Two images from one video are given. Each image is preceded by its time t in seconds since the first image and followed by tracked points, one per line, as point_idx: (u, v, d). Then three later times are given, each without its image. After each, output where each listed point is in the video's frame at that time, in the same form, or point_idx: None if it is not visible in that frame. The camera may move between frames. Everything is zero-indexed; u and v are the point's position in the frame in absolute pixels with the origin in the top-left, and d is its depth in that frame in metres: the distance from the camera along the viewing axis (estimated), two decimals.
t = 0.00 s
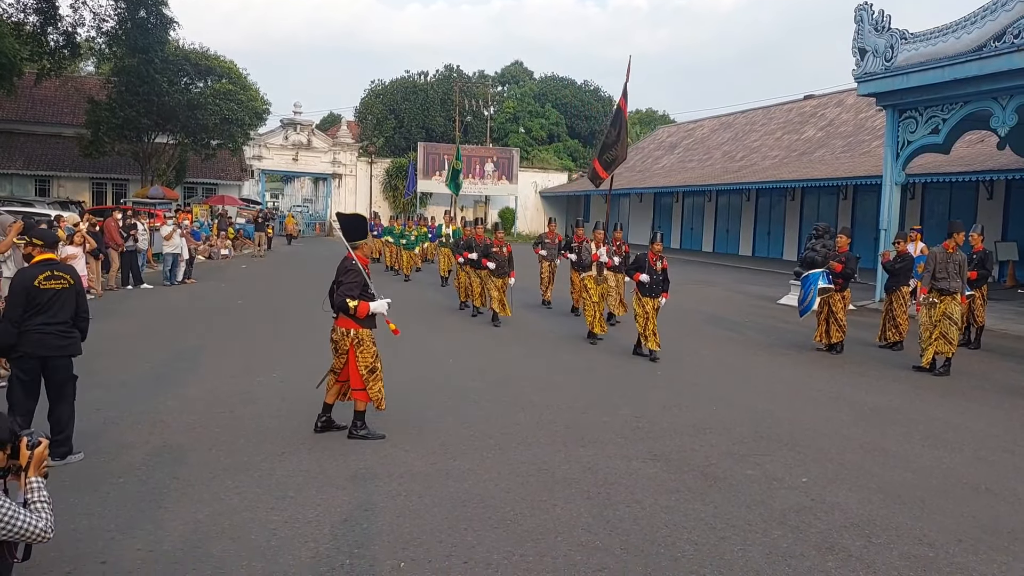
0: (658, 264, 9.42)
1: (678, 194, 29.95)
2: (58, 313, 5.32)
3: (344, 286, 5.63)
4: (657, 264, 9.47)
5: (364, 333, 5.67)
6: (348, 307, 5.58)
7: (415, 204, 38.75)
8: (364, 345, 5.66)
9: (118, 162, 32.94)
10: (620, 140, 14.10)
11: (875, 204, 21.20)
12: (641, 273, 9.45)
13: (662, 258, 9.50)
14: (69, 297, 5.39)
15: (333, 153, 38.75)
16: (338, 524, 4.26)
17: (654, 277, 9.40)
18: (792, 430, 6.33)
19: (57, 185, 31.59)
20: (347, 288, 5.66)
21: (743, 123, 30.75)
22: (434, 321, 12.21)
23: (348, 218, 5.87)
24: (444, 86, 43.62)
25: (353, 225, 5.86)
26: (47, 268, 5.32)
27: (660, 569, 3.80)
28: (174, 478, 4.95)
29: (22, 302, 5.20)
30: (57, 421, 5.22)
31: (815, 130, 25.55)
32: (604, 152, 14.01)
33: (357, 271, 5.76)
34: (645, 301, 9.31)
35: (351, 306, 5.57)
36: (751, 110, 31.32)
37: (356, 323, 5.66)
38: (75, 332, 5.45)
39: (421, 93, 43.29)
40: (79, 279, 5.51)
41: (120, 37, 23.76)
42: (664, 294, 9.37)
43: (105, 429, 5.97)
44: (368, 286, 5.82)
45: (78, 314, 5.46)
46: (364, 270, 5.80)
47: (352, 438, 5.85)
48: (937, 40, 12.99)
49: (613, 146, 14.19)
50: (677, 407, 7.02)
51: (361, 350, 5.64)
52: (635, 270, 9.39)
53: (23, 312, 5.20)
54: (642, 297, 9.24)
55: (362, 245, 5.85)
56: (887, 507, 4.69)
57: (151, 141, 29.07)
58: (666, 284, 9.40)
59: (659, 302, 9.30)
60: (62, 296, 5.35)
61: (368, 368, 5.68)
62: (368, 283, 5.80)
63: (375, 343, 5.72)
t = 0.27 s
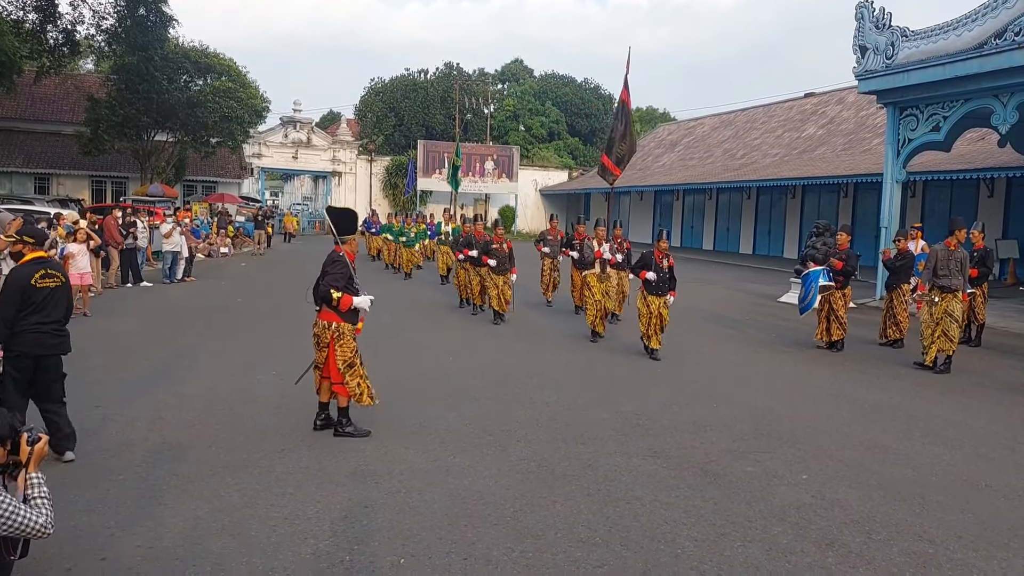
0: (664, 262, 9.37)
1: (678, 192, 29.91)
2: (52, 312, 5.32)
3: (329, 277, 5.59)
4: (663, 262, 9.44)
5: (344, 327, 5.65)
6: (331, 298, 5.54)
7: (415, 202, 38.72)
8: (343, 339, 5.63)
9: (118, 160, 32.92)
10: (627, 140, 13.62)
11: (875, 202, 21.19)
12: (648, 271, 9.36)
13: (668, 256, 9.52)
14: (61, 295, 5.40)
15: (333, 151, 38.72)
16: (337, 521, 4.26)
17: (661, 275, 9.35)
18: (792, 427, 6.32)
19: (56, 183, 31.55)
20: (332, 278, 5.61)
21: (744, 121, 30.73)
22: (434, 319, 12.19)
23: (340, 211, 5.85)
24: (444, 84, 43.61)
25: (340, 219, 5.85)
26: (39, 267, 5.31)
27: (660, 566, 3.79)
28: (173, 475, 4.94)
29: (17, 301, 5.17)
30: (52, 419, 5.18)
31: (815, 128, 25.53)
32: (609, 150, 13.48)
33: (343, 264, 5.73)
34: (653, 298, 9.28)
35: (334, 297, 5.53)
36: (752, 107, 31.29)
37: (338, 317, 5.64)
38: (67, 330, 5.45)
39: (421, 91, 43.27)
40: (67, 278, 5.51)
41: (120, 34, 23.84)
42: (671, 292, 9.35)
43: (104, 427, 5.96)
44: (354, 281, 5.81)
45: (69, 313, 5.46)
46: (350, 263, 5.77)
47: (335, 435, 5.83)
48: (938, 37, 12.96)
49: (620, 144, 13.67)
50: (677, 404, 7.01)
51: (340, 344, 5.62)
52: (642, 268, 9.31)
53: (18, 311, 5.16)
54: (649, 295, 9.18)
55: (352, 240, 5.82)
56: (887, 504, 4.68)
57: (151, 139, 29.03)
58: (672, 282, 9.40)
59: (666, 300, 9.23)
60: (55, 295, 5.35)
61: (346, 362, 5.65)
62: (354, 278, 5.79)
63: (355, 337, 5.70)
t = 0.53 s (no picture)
0: (669, 259, 9.11)
1: (678, 191, 29.91)
2: (64, 309, 5.38)
3: (322, 276, 5.62)
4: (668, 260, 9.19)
5: (338, 326, 5.68)
6: (327, 296, 5.57)
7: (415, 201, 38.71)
8: (336, 338, 5.66)
9: (118, 158, 32.89)
10: (635, 137, 13.22)
11: (875, 201, 21.20)
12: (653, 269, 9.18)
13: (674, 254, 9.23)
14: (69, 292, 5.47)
15: (333, 149, 38.73)
16: (337, 517, 4.27)
17: (665, 273, 9.13)
18: (792, 424, 6.33)
19: (57, 181, 31.54)
20: (325, 277, 5.64)
21: (744, 119, 30.72)
22: (434, 317, 12.20)
23: (328, 208, 5.86)
24: (444, 83, 43.62)
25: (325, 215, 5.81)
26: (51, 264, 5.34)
27: (659, 562, 3.80)
28: (174, 472, 4.95)
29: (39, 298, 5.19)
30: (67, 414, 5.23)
31: (816, 127, 25.52)
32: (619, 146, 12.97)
33: (334, 262, 5.74)
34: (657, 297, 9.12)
35: (330, 296, 5.56)
36: (752, 106, 31.29)
37: (332, 315, 5.67)
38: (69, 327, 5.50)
39: (421, 89, 43.27)
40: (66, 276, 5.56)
41: (120, 32, 23.79)
42: (676, 290, 9.16)
43: (104, 424, 5.96)
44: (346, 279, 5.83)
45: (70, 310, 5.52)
46: (342, 262, 5.79)
47: (295, 432, 5.77)
48: (938, 36, 12.96)
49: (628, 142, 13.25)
50: (676, 402, 7.02)
51: (333, 342, 5.65)
52: (646, 266, 9.13)
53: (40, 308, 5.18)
54: (653, 294, 9.05)
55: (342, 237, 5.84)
56: (886, 501, 4.69)
57: (151, 137, 29.00)
58: (677, 280, 9.21)
59: (671, 298, 9.06)
60: (65, 292, 5.42)
61: (336, 361, 5.69)
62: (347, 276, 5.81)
63: (347, 335, 5.74)
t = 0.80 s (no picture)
0: (676, 260, 8.93)
1: (678, 189, 29.89)
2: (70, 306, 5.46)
3: (312, 279, 5.60)
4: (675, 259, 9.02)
5: (326, 328, 5.66)
6: (317, 299, 5.55)
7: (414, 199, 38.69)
8: (323, 339, 5.65)
9: (118, 155, 32.86)
10: (645, 134, 12.75)
11: (875, 199, 21.20)
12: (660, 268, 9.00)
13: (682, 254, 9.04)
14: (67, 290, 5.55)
15: (333, 147, 38.69)
16: (336, 514, 4.27)
17: (672, 273, 8.95)
18: (792, 422, 6.33)
19: (56, 178, 31.52)
20: (316, 279, 5.62)
21: (743, 118, 30.70)
22: (433, 314, 12.20)
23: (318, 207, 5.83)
24: (443, 81, 43.61)
25: (315, 212, 5.74)
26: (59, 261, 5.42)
27: (658, 559, 3.80)
28: (174, 469, 4.94)
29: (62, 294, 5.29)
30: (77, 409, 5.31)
31: (815, 125, 25.50)
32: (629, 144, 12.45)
33: (326, 264, 5.72)
34: (664, 297, 8.96)
35: (320, 299, 5.54)
36: (752, 104, 31.27)
37: (321, 316, 5.63)
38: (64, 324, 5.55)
39: (421, 87, 43.24)
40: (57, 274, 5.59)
41: (119, 29, 23.75)
42: (683, 290, 8.98)
43: (103, 420, 5.96)
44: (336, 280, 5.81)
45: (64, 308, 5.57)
46: (333, 264, 5.77)
47: (284, 431, 5.76)
48: (938, 34, 12.94)
49: (638, 140, 12.74)
50: (676, 399, 7.02)
51: (320, 343, 5.63)
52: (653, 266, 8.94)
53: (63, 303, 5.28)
54: (659, 295, 8.89)
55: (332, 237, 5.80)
56: (885, 499, 4.69)
57: (150, 135, 28.97)
58: (684, 281, 8.99)
59: (678, 299, 8.89)
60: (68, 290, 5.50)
61: (322, 362, 5.68)
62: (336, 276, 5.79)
63: (335, 337, 5.73)
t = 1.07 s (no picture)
0: (686, 257, 8.91)
1: (677, 187, 29.89)
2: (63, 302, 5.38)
3: (301, 277, 5.59)
4: (685, 257, 8.99)
5: (314, 326, 5.64)
6: (305, 298, 5.55)
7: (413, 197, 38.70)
8: (313, 337, 5.64)
9: (116, 153, 32.84)
10: (655, 129, 12.33)
11: (873, 197, 21.21)
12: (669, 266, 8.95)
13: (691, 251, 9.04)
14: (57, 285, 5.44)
15: (331, 145, 38.68)
16: (335, 510, 4.27)
17: (682, 270, 8.94)
18: (790, 419, 6.34)
19: (54, 176, 31.52)
20: (305, 278, 5.61)
21: (742, 116, 30.71)
22: (432, 312, 12.20)
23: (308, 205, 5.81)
24: (442, 79, 43.63)
25: (307, 210, 5.70)
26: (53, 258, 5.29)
27: (657, 555, 3.80)
28: (172, 465, 4.94)
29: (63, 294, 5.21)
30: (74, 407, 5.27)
31: (814, 123, 25.50)
32: (637, 139, 12.23)
33: (315, 263, 5.70)
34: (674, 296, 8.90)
35: (308, 298, 5.54)
36: (750, 102, 31.26)
37: (309, 315, 5.64)
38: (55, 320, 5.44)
39: (419, 85, 43.26)
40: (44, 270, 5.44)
41: (117, 27, 23.72)
42: (693, 288, 8.97)
43: (102, 418, 5.96)
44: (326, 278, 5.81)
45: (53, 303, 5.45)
46: (323, 262, 5.75)
47: (285, 429, 5.76)
48: (936, 31, 12.95)
49: (647, 134, 12.31)
50: (674, 397, 7.02)
51: (308, 342, 5.62)
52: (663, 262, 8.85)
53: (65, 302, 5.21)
54: (670, 292, 8.84)
55: (324, 235, 5.79)
56: (884, 495, 4.69)
57: (149, 133, 28.95)
58: (693, 278, 9.01)
59: (687, 297, 8.87)
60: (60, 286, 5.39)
61: (312, 361, 5.67)
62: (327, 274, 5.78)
63: (324, 335, 5.73)
